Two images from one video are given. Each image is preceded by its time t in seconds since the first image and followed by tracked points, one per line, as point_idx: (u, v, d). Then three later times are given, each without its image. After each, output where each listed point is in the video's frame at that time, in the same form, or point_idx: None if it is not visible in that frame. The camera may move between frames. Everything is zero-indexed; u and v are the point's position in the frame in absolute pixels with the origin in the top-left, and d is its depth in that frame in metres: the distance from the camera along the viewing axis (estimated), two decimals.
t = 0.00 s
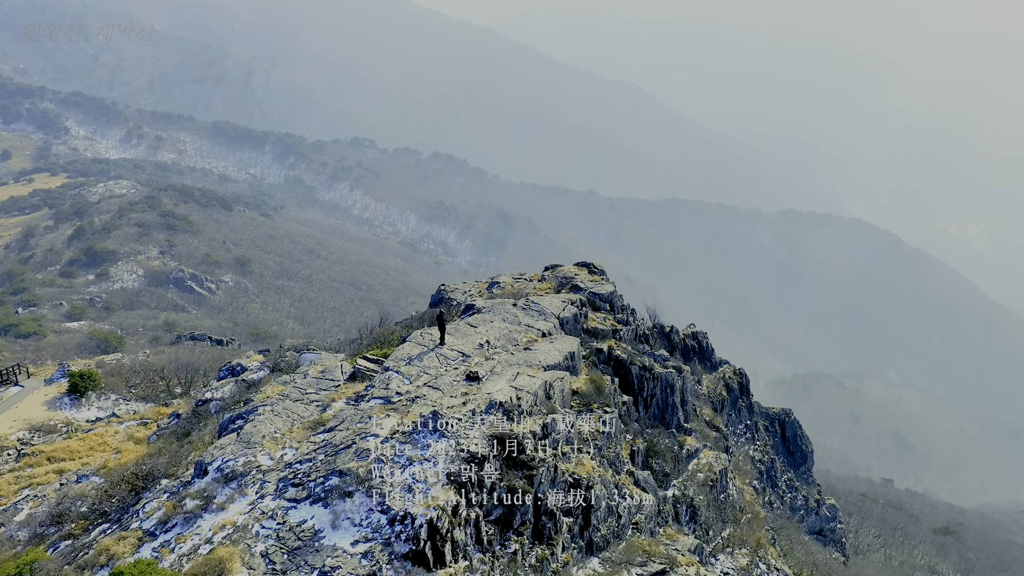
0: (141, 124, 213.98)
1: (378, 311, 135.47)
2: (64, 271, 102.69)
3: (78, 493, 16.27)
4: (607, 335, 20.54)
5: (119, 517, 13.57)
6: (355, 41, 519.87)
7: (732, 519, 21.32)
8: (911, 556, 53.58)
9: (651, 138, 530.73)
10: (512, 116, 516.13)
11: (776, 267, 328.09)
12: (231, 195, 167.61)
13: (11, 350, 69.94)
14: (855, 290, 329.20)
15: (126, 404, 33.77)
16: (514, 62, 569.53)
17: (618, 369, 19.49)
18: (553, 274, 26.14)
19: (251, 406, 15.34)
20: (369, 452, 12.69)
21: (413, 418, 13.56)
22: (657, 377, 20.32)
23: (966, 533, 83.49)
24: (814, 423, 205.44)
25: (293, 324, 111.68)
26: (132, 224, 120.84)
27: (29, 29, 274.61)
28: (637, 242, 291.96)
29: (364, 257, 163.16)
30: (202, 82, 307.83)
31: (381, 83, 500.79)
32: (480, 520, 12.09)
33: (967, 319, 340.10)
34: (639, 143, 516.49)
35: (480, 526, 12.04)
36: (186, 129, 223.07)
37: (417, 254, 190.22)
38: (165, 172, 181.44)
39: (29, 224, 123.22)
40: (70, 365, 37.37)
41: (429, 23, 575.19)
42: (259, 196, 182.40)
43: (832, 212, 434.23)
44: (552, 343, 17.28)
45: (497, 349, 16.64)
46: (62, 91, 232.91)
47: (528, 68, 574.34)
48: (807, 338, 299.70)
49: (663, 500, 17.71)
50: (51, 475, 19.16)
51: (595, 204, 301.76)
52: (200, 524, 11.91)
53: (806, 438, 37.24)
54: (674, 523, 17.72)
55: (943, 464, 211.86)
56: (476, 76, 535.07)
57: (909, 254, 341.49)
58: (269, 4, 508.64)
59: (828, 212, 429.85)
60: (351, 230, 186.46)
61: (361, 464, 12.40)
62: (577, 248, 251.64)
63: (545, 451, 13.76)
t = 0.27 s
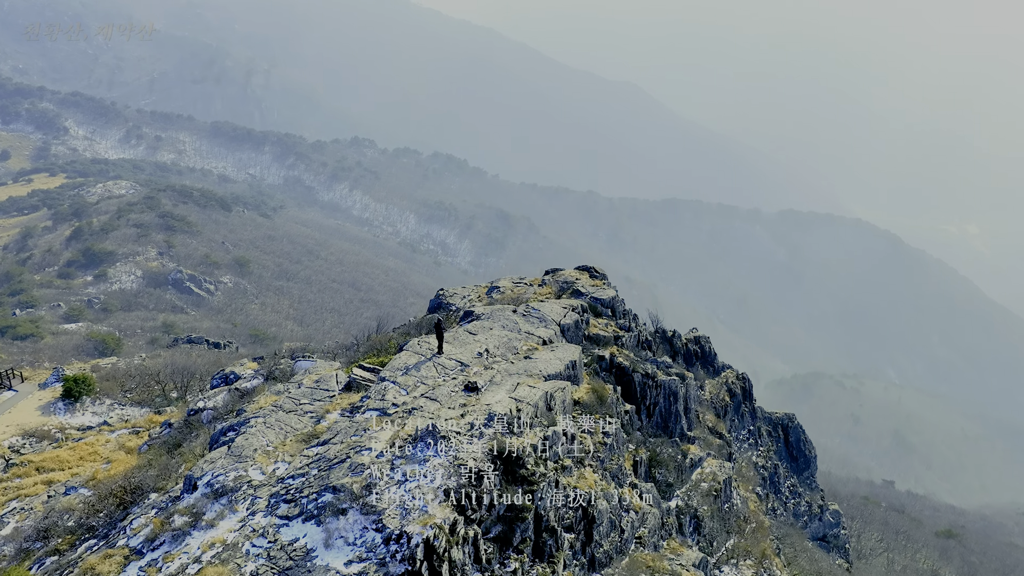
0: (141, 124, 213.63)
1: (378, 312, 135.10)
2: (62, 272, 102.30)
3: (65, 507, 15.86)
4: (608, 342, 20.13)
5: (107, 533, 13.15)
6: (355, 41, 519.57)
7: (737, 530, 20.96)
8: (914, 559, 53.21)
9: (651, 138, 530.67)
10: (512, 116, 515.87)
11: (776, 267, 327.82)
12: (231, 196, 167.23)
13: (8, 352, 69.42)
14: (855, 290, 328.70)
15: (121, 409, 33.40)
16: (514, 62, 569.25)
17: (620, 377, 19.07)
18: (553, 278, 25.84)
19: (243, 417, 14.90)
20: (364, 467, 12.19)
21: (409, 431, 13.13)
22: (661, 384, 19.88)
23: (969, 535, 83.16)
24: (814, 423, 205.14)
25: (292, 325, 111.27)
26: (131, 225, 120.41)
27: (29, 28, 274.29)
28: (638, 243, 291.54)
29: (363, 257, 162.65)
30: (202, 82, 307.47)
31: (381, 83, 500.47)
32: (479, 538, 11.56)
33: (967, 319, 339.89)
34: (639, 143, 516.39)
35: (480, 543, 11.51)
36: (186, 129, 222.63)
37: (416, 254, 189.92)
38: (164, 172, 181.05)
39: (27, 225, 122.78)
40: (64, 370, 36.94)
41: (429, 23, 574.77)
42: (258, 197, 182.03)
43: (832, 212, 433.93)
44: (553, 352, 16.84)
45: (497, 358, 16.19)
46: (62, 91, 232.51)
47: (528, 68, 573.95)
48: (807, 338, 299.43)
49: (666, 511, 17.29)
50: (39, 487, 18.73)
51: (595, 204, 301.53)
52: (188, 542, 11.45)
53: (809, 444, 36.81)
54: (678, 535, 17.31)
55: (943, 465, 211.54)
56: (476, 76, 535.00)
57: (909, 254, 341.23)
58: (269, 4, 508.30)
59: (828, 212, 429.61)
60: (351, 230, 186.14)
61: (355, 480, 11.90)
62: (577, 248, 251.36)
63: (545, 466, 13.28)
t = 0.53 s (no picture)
0: (140, 125, 213.16)
1: (377, 313, 134.59)
2: (59, 273, 101.83)
3: (52, 521, 15.44)
4: (610, 348, 19.69)
5: (92, 550, 12.67)
6: (355, 41, 519.32)
7: (741, 541, 20.54)
8: (917, 564, 52.78)
9: (651, 139, 530.52)
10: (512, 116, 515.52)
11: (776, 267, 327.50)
12: (230, 196, 166.73)
13: (4, 353, 68.84)
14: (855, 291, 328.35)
15: (116, 415, 32.99)
16: (514, 62, 568.89)
17: (623, 385, 18.65)
18: (553, 282, 25.66)
19: (235, 429, 14.47)
20: (358, 482, 11.72)
21: (406, 445, 12.67)
22: (663, 392, 19.48)
23: (970, 538, 82.98)
24: (814, 424, 204.64)
25: (291, 327, 110.86)
26: (129, 225, 119.91)
27: (28, 28, 273.77)
28: (637, 243, 291.15)
29: (362, 258, 162.19)
30: (202, 82, 306.95)
31: (381, 83, 500.08)
32: (478, 558, 11.05)
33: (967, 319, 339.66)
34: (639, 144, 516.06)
35: (479, 565, 10.98)
36: (185, 129, 222.14)
37: (416, 255, 189.45)
38: (163, 173, 180.54)
39: (26, 225, 122.25)
40: (59, 374, 36.53)
41: (429, 23, 574.17)
42: (257, 197, 181.44)
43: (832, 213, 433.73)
44: (554, 361, 16.37)
45: (496, 367, 15.74)
46: (61, 91, 231.99)
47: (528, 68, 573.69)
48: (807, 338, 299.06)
49: (670, 524, 16.82)
50: (27, 498, 18.32)
51: (595, 204, 301.20)
52: (176, 561, 10.97)
53: (813, 449, 36.37)
54: (681, 548, 16.88)
55: (944, 466, 211.17)
56: (476, 76, 534.89)
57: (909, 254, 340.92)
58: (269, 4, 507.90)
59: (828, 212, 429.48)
60: (350, 231, 185.67)
61: (349, 497, 11.41)
62: (577, 249, 251.00)
63: (546, 480, 12.84)
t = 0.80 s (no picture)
0: (139, 125, 212.66)
1: (376, 314, 134.15)
2: (57, 274, 101.36)
3: (37, 538, 15.06)
4: (613, 355, 19.27)
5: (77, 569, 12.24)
6: (354, 41, 519.02)
7: (745, 555, 20.08)
8: (919, 568, 52.55)
9: (650, 139, 530.79)
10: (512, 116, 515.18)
11: (776, 268, 327.34)
12: (228, 197, 166.24)
13: None
14: (855, 291, 328.06)
15: (110, 421, 32.55)
16: (513, 62, 568.59)
17: (625, 395, 18.21)
18: (553, 287, 25.25)
19: (226, 442, 14.00)
20: (351, 501, 11.23)
21: (401, 459, 12.24)
22: (666, 401, 19.03)
23: (971, 541, 82.71)
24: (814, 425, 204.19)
25: (290, 328, 110.43)
26: (127, 226, 119.39)
27: (27, 28, 273.26)
28: (637, 244, 290.77)
29: (362, 259, 161.79)
30: (201, 82, 306.56)
31: (381, 83, 499.67)
32: None
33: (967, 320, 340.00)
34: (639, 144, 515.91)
35: None
36: (184, 129, 221.72)
37: (415, 256, 189.12)
38: (162, 173, 180.00)
39: (24, 226, 121.72)
40: (53, 378, 36.09)
41: (428, 23, 573.60)
42: (256, 198, 181.00)
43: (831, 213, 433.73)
44: (555, 371, 15.92)
45: (495, 376, 15.28)
46: (60, 91, 231.46)
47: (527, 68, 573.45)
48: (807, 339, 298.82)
49: (672, 539, 16.37)
50: (14, 510, 17.94)
51: (594, 205, 300.90)
52: None
53: (816, 454, 35.93)
54: (685, 564, 16.44)
55: (943, 467, 211.17)
56: (475, 76, 534.74)
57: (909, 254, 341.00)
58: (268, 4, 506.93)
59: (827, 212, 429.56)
60: (350, 231, 185.28)
61: (342, 517, 10.91)
62: (577, 249, 250.82)
63: (545, 495, 12.32)
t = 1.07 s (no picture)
0: (139, 125, 212.20)
1: (376, 315, 133.75)
2: (55, 275, 100.89)
3: (22, 554, 14.64)
4: (614, 363, 18.83)
5: None
6: (354, 41, 518.40)
7: (748, 565, 19.71)
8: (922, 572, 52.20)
9: (650, 139, 530.37)
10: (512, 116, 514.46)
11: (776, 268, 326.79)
12: (228, 197, 165.79)
13: None
14: (855, 291, 327.51)
15: (105, 426, 32.15)
16: (513, 61, 567.93)
17: (627, 404, 17.76)
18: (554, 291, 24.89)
19: (217, 455, 13.57)
20: (344, 520, 10.77)
21: (398, 475, 11.77)
22: (669, 409, 18.62)
23: (973, 543, 82.46)
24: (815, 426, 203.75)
25: (289, 329, 110.04)
26: (126, 227, 118.95)
27: (27, 28, 272.81)
28: (637, 244, 290.28)
29: (361, 259, 161.39)
30: (201, 82, 306.18)
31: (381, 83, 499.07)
32: None
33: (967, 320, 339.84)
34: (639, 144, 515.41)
35: None
36: (184, 129, 221.18)
37: (415, 256, 188.73)
38: (161, 173, 179.54)
39: (22, 226, 121.26)
40: (47, 383, 35.68)
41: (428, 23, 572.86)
42: (256, 198, 180.60)
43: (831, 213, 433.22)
44: (556, 381, 15.49)
45: (494, 387, 14.86)
46: (60, 91, 231.00)
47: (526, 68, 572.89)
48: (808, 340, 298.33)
49: (677, 551, 15.97)
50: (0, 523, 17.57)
51: (594, 205, 300.52)
52: None
53: (820, 459, 35.51)
54: None
55: (944, 468, 210.91)
56: (475, 76, 534.23)
57: (909, 254, 340.70)
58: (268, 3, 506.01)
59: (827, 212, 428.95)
60: (349, 231, 184.86)
61: (335, 536, 10.45)
62: (577, 249, 250.39)
63: (547, 513, 11.86)
